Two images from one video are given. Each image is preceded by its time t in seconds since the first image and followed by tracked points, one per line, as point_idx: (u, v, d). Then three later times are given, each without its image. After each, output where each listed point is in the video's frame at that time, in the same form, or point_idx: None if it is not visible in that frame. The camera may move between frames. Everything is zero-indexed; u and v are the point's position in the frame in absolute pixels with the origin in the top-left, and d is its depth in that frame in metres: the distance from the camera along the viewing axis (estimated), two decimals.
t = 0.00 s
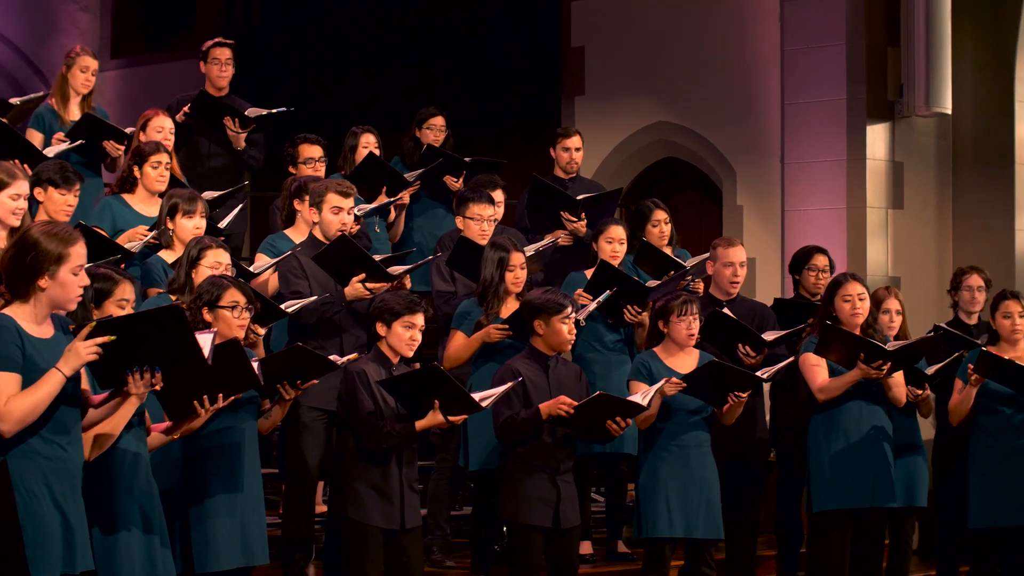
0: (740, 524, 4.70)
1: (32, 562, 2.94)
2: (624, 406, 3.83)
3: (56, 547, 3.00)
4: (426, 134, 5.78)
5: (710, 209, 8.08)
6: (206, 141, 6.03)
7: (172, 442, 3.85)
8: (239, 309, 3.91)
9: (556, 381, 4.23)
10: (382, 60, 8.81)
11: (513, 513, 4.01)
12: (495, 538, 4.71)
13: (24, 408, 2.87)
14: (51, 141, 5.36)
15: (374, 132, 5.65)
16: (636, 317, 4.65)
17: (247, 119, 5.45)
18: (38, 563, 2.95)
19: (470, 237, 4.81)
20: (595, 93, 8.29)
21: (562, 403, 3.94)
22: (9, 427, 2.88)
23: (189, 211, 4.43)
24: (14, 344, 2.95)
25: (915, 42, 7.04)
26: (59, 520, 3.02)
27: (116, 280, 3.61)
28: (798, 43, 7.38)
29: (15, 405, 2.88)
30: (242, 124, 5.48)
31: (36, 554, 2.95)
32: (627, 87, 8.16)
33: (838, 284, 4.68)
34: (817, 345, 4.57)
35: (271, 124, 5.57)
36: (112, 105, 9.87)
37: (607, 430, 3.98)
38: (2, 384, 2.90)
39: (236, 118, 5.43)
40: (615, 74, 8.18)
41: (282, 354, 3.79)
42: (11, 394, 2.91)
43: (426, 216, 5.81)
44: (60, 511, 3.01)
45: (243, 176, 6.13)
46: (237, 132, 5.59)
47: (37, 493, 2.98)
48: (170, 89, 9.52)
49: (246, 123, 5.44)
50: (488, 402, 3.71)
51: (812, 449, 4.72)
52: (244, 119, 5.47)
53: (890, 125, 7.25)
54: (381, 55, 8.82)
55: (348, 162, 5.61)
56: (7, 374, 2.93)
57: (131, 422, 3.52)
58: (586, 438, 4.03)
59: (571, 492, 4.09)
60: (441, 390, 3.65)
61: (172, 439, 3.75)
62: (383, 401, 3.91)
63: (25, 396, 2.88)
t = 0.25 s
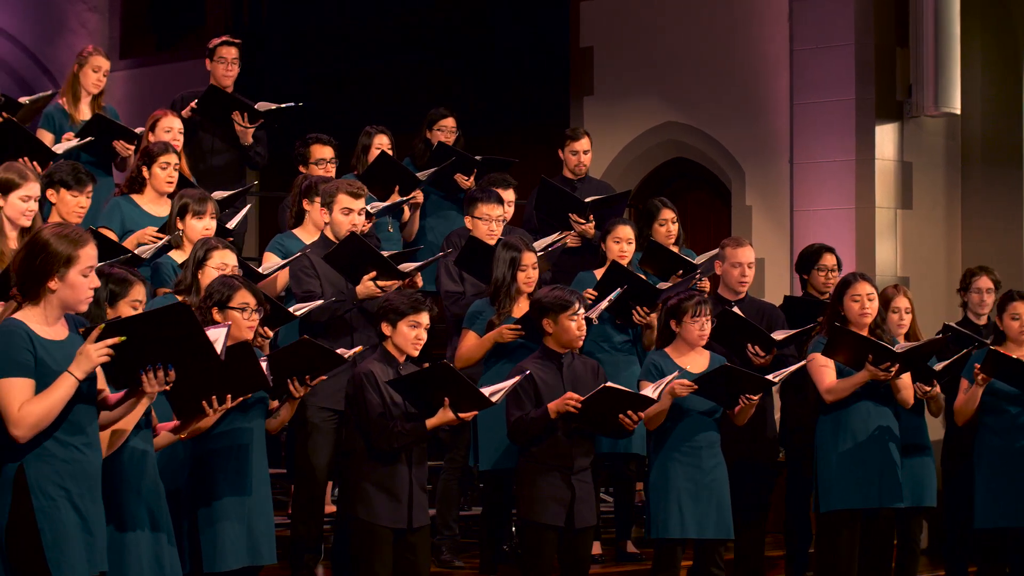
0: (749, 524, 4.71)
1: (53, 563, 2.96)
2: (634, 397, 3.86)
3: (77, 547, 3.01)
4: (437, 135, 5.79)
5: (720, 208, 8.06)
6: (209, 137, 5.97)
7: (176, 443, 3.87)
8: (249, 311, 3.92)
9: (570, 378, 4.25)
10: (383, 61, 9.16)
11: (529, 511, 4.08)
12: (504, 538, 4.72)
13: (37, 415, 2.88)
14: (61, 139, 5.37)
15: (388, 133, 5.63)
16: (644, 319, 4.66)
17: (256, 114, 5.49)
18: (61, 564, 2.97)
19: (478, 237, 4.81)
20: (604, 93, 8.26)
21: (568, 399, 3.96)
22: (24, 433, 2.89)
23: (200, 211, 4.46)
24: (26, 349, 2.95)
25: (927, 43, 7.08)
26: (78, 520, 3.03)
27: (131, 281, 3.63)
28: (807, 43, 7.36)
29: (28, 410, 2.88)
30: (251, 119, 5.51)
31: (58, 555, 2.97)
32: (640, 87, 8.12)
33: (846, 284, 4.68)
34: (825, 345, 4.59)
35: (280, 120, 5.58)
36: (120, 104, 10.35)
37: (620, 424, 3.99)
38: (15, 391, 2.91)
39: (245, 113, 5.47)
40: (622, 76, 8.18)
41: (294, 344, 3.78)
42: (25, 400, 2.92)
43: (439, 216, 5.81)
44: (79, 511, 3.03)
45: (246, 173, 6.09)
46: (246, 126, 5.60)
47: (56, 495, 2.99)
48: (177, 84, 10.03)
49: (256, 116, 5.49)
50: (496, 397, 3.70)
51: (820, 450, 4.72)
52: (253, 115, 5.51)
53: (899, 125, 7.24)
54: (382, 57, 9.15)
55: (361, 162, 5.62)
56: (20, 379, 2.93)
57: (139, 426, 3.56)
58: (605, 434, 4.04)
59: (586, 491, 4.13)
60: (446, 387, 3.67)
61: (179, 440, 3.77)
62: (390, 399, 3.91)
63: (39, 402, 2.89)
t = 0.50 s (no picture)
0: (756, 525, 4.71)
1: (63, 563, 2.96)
2: (636, 400, 3.87)
3: (87, 547, 3.01)
4: (446, 135, 5.80)
5: (728, 208, 8.03)
6: (210, 139, 5.95)
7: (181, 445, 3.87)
8: (258, 311, 3.92)
9: (583, 377, 4.28)
10: (374, 53, 9.25)
11: (546, 512, 4.14)
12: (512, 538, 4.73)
13: (48, 419, 2.88)
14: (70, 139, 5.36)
15: (400, 134, 5.65)
16: (652, 321, 4.66)
17: (262, 117, 5.51)
18: (70, 564, 2.97)
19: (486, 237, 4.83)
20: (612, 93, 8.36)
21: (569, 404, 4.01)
22: (36, 437, 2.89)
23: (208, 212, 4.46)
24: (34, 352, 2.94)
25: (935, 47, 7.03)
26: (89, 521, 3.02)
27: (145, 281, 3.63)
28: (816, 43, 7.35)
29: (39, 414, 2.88)
30: (256, 122, 5.52)
31: (68, 555, 2.97)
32: (645, 87, 8.21)
33: (854, 283, 4.68)
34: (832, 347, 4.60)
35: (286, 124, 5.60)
36: (129, 104, 10.06)
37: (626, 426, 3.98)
38: (25, 394, 2.91)
39: (250, 116, 5.48)
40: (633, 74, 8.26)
41: (301, 349, 3.80)
42: (35, 403, 2.91)
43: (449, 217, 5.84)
44: (89, 512, 3.03)
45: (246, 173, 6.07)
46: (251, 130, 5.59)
47: (67, 495, 2.99)
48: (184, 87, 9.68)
49: (261, 119, 5.50)
50: (507, 396, 3.71)
51: (826, 452, 4.70)
52: (258, 118, 5.53)
53: (907, 125, 7.22)
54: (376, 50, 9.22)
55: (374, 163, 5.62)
56: (29, 382, 2.92)
57: (147, 428, 3.57)
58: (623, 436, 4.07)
59: (602, 490, 4.19)
60: (457, 383, 3.65)
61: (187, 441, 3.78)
62: (400, 399, 3.93)
63: (49, 405, 2.89)
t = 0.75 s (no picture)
0: (764, 525, 4.72)
1: (71, 562, 2.96)
2: (632, 402, 3.87)
3: (94, 545, 3.00)
4: (456, 135, 5.81)
5: (736, 208, 8.03)
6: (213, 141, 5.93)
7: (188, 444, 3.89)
8: (265, 311, 3.91)
9: (596, 376, 4.29)
10: (375, 53, 9.35)
11: (557, 512, 4.15)
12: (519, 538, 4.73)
13: (53, 418, 2.87)
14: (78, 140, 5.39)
15: (410, 135, 5.71)
16: (658, 321, 4.65)
17: (267, 125, 5.48)
18: (78, 563, 2.97)
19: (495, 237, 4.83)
20: (619, 93, 8.29)
21: (568, 406, 4.03)
22: (41, 436, 2.88)
23: (218, 212, 4.49)
24: (42, 353, 2.94)
25: (941, 43, 7.02)
26: (96, 519, 3.02)
27: (153, 283, 3.64)
28: (823, 43, 7.37)
29: (44, 414, 2.88)
30: (261, 129, 5.50)
31: (76, 555, 2.96)
32: (654, 87, 8.16)
33: (860, 283, 4.68)
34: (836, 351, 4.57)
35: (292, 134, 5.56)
36: (138, 104, 10.14)
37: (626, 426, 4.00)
38: (31, 395, 2.90)
39: (255, 123, 5.44)
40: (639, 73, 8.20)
41: (302, 355, 3.82)
42: (41, 403, 2.91)
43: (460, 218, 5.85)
44: (99, 511, 3.02)
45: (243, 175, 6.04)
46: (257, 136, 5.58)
47: (76, 494, 2.99)
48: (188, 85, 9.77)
49: (266, 127, 5.48)
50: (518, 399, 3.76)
51: (831, 452, 4.68)
52: (263, 126, 5.50)
53: (914, 125, 7.22)
54: (376, 51, 9.34)
55: (383, 162, 5.68)
56: (36, 382, 2.92)
57: (152, 429, 3.58)
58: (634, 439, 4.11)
59: (614, 490, 4.20)
60: (471, 387, 3.70)
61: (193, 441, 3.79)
62: (412, 401, 3.96)
63: (55, 405, 2.88)
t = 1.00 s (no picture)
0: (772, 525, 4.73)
1: (78, 563, 2.96)
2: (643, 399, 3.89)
3: (102, 546, 3.00)
4: (466, 135, 5.83)
5: (742, 208, 8.02)
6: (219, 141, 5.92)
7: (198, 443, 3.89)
8: (272, 310, 3.92)
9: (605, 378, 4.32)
10: (372, 52, 9.48)
11: (564, 510, 4.17)
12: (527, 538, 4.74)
13: (61, 417, 2.88)
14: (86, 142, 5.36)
15: (418, 135, 5.72)
16: (663, 322, 4.65)
17: (274, 130, 5.55)
18: (86, 564, 2.97)
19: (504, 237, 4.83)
20: (627, 92, 8.31)
21: (578, 402, 4.00)
22: (47, 435, 2.89)
23: (225, 212, 4.49)
24: (51, 352, 2.94)
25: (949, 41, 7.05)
26: (104, 520, 3.02)
27: (160, 283, 3.64)
28: (828, 43, 7.35)
29: (52, 413, 2.88)
30: (268, 134, 5.56)
31: (84, 556, 2.97)
32: (663, 87, 8.15)
33: (866, 284, 4.67)
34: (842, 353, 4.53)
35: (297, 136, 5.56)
36: (144, 105, 10.55)
37: (635, 424, 4.00)
38: (39, 394, 2.91)
39: (262, 128, 5.51)
40: (649, 71, 8.20)
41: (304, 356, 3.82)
42: (49, 402, 2.91)
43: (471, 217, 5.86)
44: (106, 512, 3.02)
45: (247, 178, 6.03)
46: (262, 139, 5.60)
47: (83, 495, 2.99)
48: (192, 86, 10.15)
49: (273, 131, 5.53)
50: (530, 396, 3.78)
51: (835, 449, 4.70)
52: (270, 130, 5.56)
53: (922, 125, 7.22)
54: (373, 49, 9.46)
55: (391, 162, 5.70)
56: (44, 382, 2.92)
57: (160, 429, 3.57)
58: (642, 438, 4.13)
59: (622, 490, 4.20)
60: (482, 391, 3.75)
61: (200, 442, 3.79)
62: (425, 402, 4.00)
63: (64, 404, 2.89)
